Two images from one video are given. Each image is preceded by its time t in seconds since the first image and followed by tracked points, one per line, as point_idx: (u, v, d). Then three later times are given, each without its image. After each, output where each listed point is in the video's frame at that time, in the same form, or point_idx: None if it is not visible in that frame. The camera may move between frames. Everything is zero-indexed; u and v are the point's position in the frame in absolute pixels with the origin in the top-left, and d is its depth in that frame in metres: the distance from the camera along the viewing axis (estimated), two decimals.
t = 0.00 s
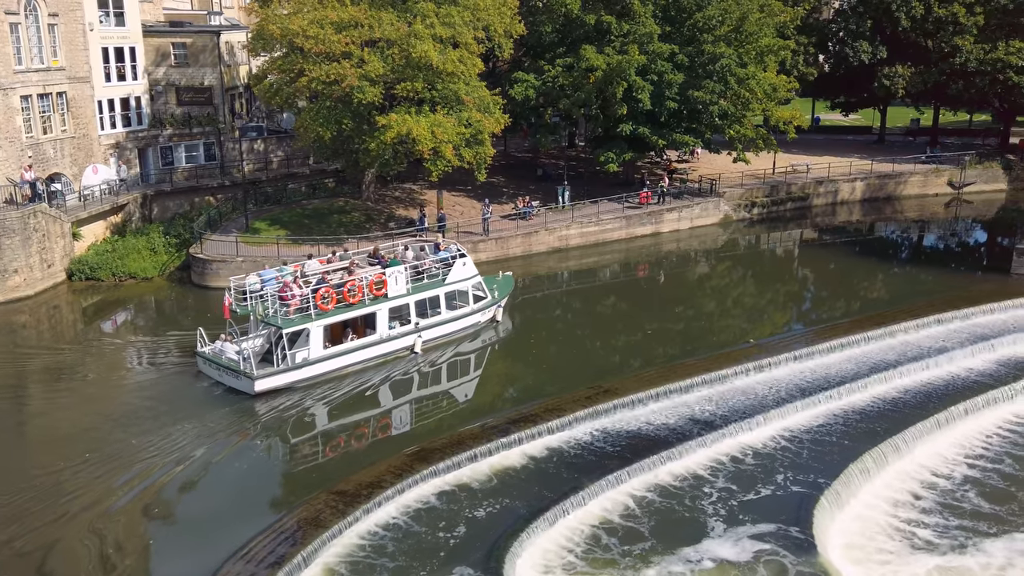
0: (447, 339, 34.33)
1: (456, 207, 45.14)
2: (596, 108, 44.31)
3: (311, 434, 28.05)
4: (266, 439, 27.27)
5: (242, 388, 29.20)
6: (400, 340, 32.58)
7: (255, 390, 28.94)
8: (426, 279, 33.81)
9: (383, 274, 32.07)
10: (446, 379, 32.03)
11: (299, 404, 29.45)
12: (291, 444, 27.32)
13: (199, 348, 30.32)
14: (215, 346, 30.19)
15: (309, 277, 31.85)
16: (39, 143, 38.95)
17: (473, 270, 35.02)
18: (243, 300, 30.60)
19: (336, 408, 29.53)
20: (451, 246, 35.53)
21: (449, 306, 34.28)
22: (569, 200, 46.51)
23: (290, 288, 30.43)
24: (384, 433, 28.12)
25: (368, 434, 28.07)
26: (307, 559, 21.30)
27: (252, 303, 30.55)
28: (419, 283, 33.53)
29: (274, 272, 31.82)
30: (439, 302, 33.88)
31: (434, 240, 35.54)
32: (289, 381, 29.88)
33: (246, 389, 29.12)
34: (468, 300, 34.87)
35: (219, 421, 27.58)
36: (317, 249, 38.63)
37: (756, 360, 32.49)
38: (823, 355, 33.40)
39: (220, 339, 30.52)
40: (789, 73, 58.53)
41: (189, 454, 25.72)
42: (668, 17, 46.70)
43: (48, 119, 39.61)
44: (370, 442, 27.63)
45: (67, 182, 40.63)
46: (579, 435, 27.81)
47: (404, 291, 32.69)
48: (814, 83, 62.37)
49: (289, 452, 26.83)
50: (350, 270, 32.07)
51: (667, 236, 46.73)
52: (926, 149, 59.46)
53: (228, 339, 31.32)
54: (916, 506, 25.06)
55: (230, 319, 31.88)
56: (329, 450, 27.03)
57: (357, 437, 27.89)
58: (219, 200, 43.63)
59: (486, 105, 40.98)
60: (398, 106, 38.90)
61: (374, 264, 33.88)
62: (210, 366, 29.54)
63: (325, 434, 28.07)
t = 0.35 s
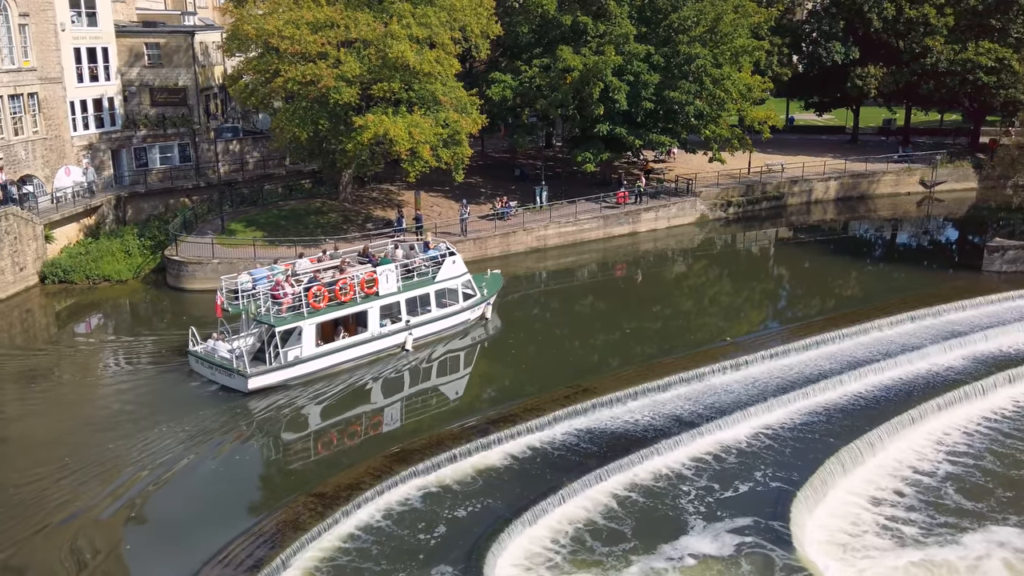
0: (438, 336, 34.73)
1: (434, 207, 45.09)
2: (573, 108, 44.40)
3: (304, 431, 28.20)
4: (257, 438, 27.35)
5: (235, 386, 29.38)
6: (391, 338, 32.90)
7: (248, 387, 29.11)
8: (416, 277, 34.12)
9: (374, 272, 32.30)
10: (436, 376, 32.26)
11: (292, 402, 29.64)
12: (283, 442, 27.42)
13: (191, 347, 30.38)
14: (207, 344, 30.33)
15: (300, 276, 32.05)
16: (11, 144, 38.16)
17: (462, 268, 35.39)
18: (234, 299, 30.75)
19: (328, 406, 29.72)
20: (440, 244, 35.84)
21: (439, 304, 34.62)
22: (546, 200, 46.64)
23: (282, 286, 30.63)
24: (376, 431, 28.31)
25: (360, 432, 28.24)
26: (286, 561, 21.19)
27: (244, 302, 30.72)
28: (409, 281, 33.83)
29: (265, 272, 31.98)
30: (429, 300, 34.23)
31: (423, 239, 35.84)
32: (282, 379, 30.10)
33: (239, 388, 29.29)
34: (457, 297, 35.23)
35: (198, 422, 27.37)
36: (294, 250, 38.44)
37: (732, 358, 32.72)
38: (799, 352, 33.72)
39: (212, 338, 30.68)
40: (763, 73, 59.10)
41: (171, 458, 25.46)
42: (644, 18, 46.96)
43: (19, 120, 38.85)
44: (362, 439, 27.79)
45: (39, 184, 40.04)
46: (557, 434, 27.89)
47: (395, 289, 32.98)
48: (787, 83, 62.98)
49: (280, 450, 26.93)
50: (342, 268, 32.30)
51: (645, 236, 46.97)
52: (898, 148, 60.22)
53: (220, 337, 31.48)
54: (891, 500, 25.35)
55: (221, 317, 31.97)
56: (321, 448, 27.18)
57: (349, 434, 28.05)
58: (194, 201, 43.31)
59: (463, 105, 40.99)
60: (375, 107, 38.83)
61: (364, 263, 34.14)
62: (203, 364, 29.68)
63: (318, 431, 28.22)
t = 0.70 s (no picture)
0: (427, 334, 35.10)
1: (412, 208, 44.99)
2: (549, 109, 44.50)
3: (296, 429, 28.32)
4: (248, 436, 27.44)
5: (228, 385, 29.58)
6: (381, 335, 33.23)
7: (241, 385, 29.33)
8: (405, 276, 34.47)
9: (364, 270, 32.59)
10: (426, 373, 32.50)
11: (284, 399, 29.86)
12: (275, 440, 27.54)
13: (182, 346, 30.57)
14: (199, 343, 30.53)
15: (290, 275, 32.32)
16: None
17: (450, 267, 35.79)
18: (225, 298, 30.92)
19: (320, 403, 29.92)
20: (428, 244, 36.26)
21: (428, 302, 34.99)
22: (524, 201, 46.74)
23: (274, 285, 30.89)
24: (367, 428, 28.50)
25: (351, 429, 28.40)
26: (265, 564, 21.05)
27: (236, 301, 30.95)
28: (398, 279, 34.18)
29: (255, 271, 32.25)
30: (418, 299, 34.60)
31: (412, 238, 36.19)
32: (274, 377, 30.34)
33: (232, 386, 29.51)
34: (446, 296, 35.61)
35: (176, 425, 27.14)
36: (271, 252, 38.23)
37: (709, 356, 32.94)
38: (775, 350, 34.00)
39: (204, 337, 30.88)
40: (738, 73, 59.60)
41: (150, 463, 25.16)
42: (620, 18, 47.19)
43: None
44: (355, 437, 27.94)
45: (11, 186, 38.87)
46: (537, 434, 27.90)
47: (385, 287, 33.31)
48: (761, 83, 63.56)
49: (272, 448, 27.04)
50: (332, 267, 32.60)
51: (622, 235, 47.18)
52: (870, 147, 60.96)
53: (211, 335, 31.69)
54: (867, 496, 25.57)
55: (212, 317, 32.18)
56: (312, 445, 27.35)
57: (340, 431, 28.22)
58: (169, 203, 42.97)
59: (440, 106, 40.97)
60: (352, 108, 38.71)
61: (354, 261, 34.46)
62: (194, 363, 29.89)
63: (309, 429, 28.38)
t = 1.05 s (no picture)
0: (417, 332, 35.33)
1: (389, 209, 44.87)
2: (527, 109, 44.58)
3: (288, 426, 28.47)
4: (239, 435, 27.50)
5: (220, 383, 29.70)
6: (372, 333, 33.44)
7: (233, 383, 29.43)
8: (395, 274, 34.66)
9: (354, 269, 32.84)
10: (415, 371, 32.72)
11: (275, 397, 30.00)
12: (267, 436, 27.69)
13: (173, 345, 30.58)
14: (190, 342, 30.62)
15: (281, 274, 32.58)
16: None
17: (439, 265, 36.02)
18: (216, 297, 31.20)
19: (310, 401, 30.07)
20: (417, 242, 36.37)
21: (417, 300, 35.21)
22: (502, 201, 46.78)
23: (265, 284, 31.16)
24: (358, 425, 28.66)
25: (342, 426, 28.56)
26: (244, 567, 20.88)
27: (229, 300, 31.22)
28: (388, 278, 34.38)
29: (246, 270, 32.52)
30: (408, 297, 34.81)
31: (400, 237, 36.35)
32: (267, 375, 30.48)
33: (224, 384, 29.62)
34: (435, 293, 35.84)
35: (154, 428, 26.87)
36: (247, 254, 37.96)
37: (686, 355, 33.12)
38: (751, 348, 34.26)
39: (195, 336, 30.96)
40: (713, 74, 60.05)
41: (128, 469, 24.82)
42: (596, 20, 47.41)
43: None
44: (345, 434, 28.07)
45: None
46: (516, 434, 27.91)
47: (375, 286, 33.51)
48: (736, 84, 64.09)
49: (264, 445, 27.16)
50: (322, 265, 32.86)
51: (600, 236, 47.33)
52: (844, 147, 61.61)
53: (201, 334, 31.79)
54: (843, 491, 25.82)
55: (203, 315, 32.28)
56: (304, 443, 27.46)
57: (331, 429, 28.37)
58: (143, 205, 42.57)
59: (417, 107, 40.93)
60: (328, 109, 38.54)
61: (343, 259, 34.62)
62: (186, 362, 29.97)
63: (300, 426, 28.49)
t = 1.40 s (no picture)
0: (406, 330, 35.60)
1: (367, 210, 44.74)
2: (504, 110, 44.63)
3: (278, 424, 28.64)
4: (227, 434, 27.55)
5: (211, 381, 29.88)
6: (361, 331, 33.68)
7: (225, 382, 29.61)
8: (383, 273, 34.89)
9: (344, 268, 33.09)
10: (404, 369, 32.96)
11: (266, 395, 30.19)
12: (257, 434, 27.89)
13: (163, 344, 30.61)
14: (180, 341, 30.68)
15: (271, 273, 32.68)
16: None
17: (427, 263, 36.30)
18: (206, 296, 31.23)
19: (300, 399, 30.26)
20: (405, 241, 36.65)
21: (406, 298, 35.47)
22: (480, 201, 46.81)
23: (255, 283, 31.25)
24: (348, 422, 28.84)
25: (332, 423, 28.74)
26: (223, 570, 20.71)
27: (219, 299, 31.27)
28: (377, 276, 34.62)
29: (236, 269, 32.60)
30: (397, 295, 35.06)
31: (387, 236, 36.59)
32: (257, 373, 30.67)
33: (216, 382, 29.80)
34: (423, 292, 36.11)
35: (132, 432, 26.61)
36: (223, 256, 37.70)
37: (664, 354, 33.28)
38: (728, 346, 34.50)
39: (184, 334, 31.04)
40: (689, 74, 60.47)
41: (110, 476, 24.49)
42: (573, 21, 47.58)
43: None
44: (334, 431, 28.26)
45: None
46: (495, 434, 27.90)
47: (364, 284, 33.74)
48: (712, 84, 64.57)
49: (255, 442, 27.34)
50: (312, 264, 33.02)
51: (578, 235, 47.48)
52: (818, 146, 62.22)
53: (191, 333, 31.87)
54: (819, 486, 26.07)
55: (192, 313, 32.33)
56: (295, 440, 27.63)
57: (321, 426, 28.54)
58: (118, 207, 42.11)
59: (394, 107, 40.86)
60: (304, 110, 38.34)
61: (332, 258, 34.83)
62: (176, 361, 30.05)
63: (290, 424, 28.65)
